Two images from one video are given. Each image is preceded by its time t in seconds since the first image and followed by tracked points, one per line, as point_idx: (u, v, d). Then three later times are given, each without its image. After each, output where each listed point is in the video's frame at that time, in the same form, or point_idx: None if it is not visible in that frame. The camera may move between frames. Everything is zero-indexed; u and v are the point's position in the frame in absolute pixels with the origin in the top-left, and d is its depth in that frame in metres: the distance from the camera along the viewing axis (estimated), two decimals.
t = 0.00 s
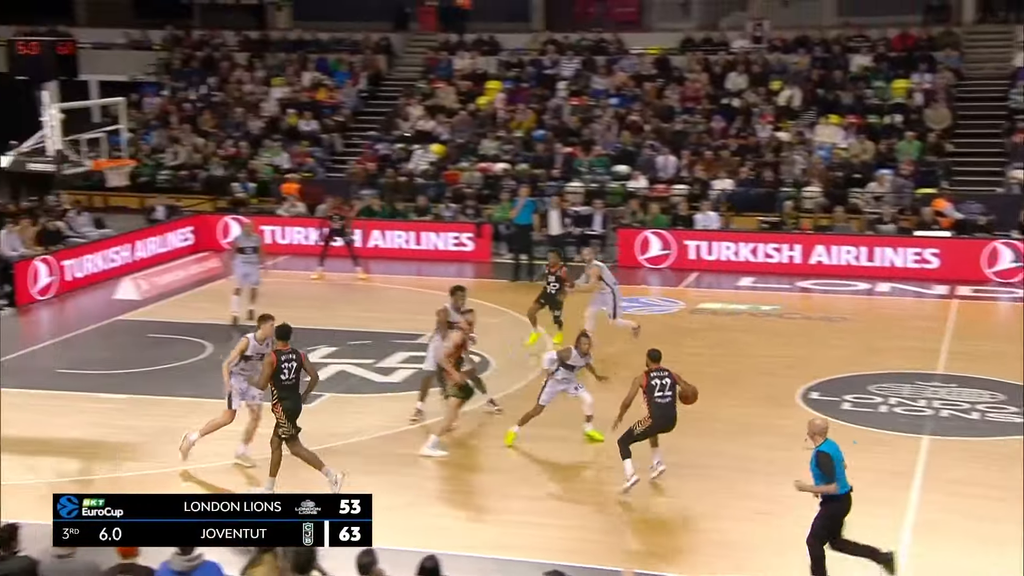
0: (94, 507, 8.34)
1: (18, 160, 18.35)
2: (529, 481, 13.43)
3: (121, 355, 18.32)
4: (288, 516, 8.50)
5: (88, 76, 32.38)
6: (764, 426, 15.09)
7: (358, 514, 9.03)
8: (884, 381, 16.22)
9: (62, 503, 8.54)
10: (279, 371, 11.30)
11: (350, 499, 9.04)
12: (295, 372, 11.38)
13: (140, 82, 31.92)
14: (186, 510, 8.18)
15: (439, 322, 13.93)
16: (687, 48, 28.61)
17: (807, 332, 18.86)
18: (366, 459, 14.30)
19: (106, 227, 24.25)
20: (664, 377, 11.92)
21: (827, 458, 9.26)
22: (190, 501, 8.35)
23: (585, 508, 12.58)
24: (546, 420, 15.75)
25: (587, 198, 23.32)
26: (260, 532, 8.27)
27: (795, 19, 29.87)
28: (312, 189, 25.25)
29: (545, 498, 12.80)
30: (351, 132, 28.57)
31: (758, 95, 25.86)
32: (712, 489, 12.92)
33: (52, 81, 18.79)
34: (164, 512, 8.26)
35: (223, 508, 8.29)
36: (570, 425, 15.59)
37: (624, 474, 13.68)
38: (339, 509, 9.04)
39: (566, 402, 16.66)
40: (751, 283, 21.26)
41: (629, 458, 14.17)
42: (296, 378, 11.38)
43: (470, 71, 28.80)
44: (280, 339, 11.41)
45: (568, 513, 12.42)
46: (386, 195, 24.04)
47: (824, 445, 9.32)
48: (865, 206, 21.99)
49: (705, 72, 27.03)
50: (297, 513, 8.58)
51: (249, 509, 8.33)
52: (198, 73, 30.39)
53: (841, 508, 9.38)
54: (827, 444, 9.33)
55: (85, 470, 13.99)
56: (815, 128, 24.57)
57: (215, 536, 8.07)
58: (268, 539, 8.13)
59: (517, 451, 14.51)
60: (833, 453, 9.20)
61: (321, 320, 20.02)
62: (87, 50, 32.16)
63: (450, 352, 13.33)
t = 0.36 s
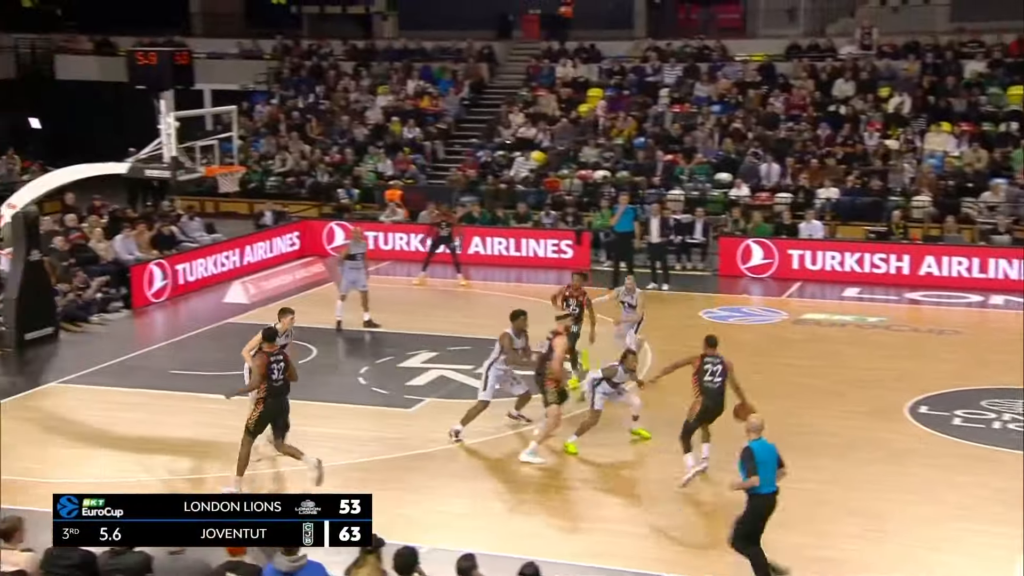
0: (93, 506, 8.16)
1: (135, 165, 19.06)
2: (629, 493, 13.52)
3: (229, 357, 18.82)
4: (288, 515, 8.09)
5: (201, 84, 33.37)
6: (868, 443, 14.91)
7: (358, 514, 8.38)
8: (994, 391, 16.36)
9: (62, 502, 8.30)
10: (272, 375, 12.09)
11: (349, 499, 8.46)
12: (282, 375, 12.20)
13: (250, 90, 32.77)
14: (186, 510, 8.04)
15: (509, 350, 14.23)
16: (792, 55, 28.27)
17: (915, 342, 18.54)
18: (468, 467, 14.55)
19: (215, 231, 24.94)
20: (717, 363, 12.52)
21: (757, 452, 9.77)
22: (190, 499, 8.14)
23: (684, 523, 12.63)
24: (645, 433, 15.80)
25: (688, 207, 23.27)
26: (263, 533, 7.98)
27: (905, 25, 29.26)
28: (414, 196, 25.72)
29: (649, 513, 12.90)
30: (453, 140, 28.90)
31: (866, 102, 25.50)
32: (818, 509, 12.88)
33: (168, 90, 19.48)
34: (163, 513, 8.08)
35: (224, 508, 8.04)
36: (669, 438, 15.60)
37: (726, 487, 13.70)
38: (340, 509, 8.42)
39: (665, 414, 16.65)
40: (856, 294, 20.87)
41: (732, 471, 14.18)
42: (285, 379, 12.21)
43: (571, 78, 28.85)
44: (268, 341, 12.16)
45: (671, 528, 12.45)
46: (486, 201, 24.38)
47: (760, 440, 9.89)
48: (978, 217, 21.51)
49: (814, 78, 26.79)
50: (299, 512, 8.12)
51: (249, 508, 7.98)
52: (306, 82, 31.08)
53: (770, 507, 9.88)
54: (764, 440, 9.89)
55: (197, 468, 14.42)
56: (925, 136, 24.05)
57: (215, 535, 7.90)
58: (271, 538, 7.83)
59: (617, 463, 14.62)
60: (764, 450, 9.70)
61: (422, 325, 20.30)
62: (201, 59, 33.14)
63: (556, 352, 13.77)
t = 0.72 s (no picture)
0: (95, 507, 8.74)
1: (191, 174, 19.53)
2: (678, 505, 13.49)
3: (281, 363, 18.98)
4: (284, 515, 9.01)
5: (255, 94, 33.82)
6: (921, 456, 14.74)
7: (357, 514, 9.16)
8: None
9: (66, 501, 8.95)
10: (229, 365, 12.89)
11: (349, 499, 9.29)
12: (241, 368, 12.97)
13: (302, 100, 33.11)
14: (187, 510, 8.69)
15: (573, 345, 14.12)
16: (845, 64, 28.06)
17: (969, 355, 18.31)
18: (518, 475, 14.57)
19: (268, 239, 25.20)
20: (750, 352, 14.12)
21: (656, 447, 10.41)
22: (191, 500, 8.86)
23: (730, 534, 12.60)
24: (697, 444, 15.76)
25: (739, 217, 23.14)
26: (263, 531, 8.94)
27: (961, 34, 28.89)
28: (463, 205, 25.82)
29: (698, 525, 12.88)
30: (503, 149, 28.97)
31: (920, 111, 25.25)
32: (870, 523, 12.79)
33: (224, 101, 19.90)
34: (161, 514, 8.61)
35: (224, 508, 8.83)
36: (719, 449, 15.52)
37: (777, 499, 13.64)
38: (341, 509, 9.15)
39: (715, 424, 16.56)
40: (910, 305, 20.63)
41: (785, 485, 14.09)
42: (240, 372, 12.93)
43: (620, 87, 28.78)
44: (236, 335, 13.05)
45: (720, 540, 12.43)
46: (534, 210, 24.47)
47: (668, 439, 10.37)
48: None
49: (867, 86, 26.63)
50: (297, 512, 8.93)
51: (248, 509, 8.88)
52: (357, 92, 31.31)
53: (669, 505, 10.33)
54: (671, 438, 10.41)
55: (250, 473, 14.58)
56: (982, 146, 23.73)
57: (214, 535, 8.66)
58: (268, 538, 8.86)
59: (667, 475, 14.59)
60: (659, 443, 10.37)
61: (470, 333, 20.37)
62: (255, 70, 33.56)
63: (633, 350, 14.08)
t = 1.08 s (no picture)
0: (94, 507, 8.50)
1: (220, 182, 19.69)
2: (705, 513, 13.50)
3: (308, 370, 19.07)
4: (287, 515, 8.82)
5: (284, 102, 34.07)
6: (951, 466, 14.62)
7: (359, 514, 8.94)
8: None
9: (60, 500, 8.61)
10: (194, 363, 13.66)
11: (350, 499, 9.04)
12: (204, 363, 13.77)
13: (331, 108, 33.29)
14: (186, 510, 8.46)
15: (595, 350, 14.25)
16: (875, 71, 27.94)
17: (1001, 364, 18.13)
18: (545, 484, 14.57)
19: (296, 246, 25.33)
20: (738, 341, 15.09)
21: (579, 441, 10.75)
22: (189, 499, 8.57)
23: (757, 543, 12.54)
24: (724, 453, 15.70)
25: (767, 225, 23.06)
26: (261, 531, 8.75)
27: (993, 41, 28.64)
28: (490, 212, 25.87)
29: (727, 534, 12.83)
30: (530, 156, 29.02)
31: (950, 119, 25.08)
32: (899, 533, 12.69)
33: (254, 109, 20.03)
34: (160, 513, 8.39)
35: (224, 508, 8.61)
36: (747, 458, 15.45)
37: (805, 508, 13.60)
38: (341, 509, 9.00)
39: (742, 433, 16.49)
40: (940, 314, 20.49)
41: (812, 494, 14.03)
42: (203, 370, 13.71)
43: (647, 95, 28.75)
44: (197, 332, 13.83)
45: (748, 548, 12.39)
46: (561, 218, 24.50)
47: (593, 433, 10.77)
48: None
49: (896, 94, 26.48)
50: (299, 513, 8.81)
51: (249, 508, 8.64)
52: (385, 100, 31.43)
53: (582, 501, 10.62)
54: (597, 435, 10.78)
55: (277, 479, 14.66)
56: (1014, 154, 23.51)
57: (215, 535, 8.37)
58: (269, 537, 8.67)
59: (693, 484, 14.55)
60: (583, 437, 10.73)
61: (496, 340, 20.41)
62: (285, 78, 33.82)
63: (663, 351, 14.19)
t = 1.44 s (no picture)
0: (94, 507, 8.62)
1: (242, 187, 19.73)
2: (728, 522, 13.38)
3: (329, 375, 19.05)
4: (285, 514, 8.95)
5: (307, 107, 34.13)
6: (978, 475, 14.43)
7: (358, 514, 9.27)
8: None
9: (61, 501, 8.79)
10: (168, 355, 15.12)
11: (351, 499, 9.30)
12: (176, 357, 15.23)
13: (352, 113, 33.29)
14: (187, 510, 8.61)
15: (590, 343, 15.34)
16: (900, 75, 27.67)
17: None
18: (568, 491, 14.52)
19: (317, 251, 25.35)
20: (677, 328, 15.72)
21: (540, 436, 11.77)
22: (188, 498, 8.69)
23: (781, 552, 12.42)
24: (747, 460, 15.57)
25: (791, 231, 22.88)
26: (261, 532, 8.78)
27: (1021, 45, 28.33)
28: (511, 217, 25.76)
29: (750, 543, 12.72)
30: (552, 161, 28.91)
31: (977, 124, 24.80)
32: (925, 542, 12.53)
33: (275, 114, 20.05)
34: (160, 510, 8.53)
35: (224, 508, 8.68)
36: (771, 466, 15.31)
37: (829, 516, 13.46)
38: (341, 509, 9.31)
39: (765, 440, 16.34)
40: (967, 321, 20.27)
41: (836, 502, 13.88)
42: (176, 362, 15.20)
43: (670, 100, 28.58)
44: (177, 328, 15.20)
45: (772, 558, 12.27)
46: (583, 223, 24.41)
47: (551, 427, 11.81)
48: None
49: (921, 97, 26.23)
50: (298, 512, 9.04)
51: (248, 508, 8.70)
52: (407, 104, 31.37)
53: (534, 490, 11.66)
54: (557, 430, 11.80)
55: (298, 485, 14.64)
56: None
57: (214, 535, 8.51)
58: (268, 539, 8.68)
59: (716, 492, 14.44)
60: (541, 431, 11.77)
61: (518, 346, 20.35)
62: (306, 83, 33.90)
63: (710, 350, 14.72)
